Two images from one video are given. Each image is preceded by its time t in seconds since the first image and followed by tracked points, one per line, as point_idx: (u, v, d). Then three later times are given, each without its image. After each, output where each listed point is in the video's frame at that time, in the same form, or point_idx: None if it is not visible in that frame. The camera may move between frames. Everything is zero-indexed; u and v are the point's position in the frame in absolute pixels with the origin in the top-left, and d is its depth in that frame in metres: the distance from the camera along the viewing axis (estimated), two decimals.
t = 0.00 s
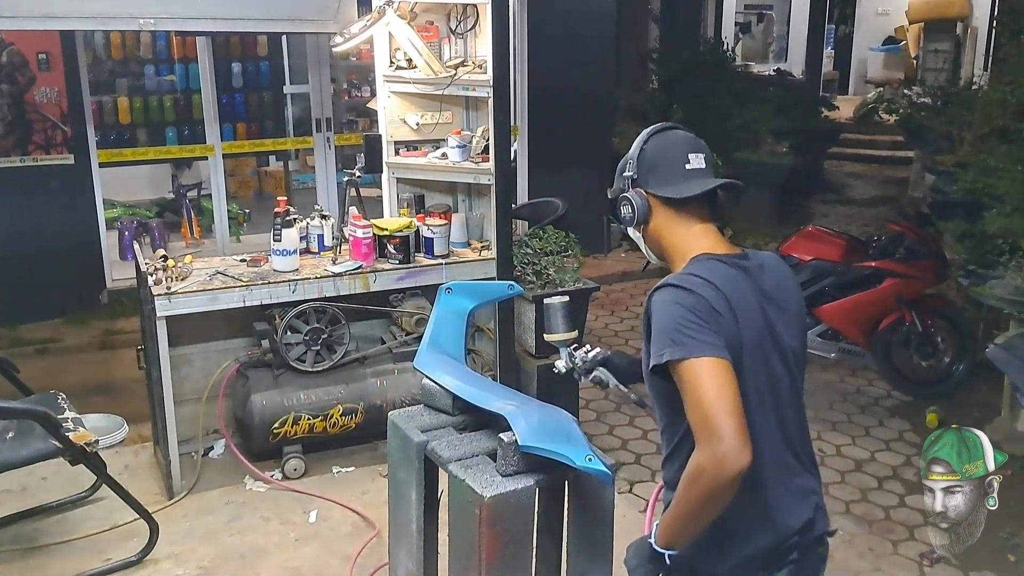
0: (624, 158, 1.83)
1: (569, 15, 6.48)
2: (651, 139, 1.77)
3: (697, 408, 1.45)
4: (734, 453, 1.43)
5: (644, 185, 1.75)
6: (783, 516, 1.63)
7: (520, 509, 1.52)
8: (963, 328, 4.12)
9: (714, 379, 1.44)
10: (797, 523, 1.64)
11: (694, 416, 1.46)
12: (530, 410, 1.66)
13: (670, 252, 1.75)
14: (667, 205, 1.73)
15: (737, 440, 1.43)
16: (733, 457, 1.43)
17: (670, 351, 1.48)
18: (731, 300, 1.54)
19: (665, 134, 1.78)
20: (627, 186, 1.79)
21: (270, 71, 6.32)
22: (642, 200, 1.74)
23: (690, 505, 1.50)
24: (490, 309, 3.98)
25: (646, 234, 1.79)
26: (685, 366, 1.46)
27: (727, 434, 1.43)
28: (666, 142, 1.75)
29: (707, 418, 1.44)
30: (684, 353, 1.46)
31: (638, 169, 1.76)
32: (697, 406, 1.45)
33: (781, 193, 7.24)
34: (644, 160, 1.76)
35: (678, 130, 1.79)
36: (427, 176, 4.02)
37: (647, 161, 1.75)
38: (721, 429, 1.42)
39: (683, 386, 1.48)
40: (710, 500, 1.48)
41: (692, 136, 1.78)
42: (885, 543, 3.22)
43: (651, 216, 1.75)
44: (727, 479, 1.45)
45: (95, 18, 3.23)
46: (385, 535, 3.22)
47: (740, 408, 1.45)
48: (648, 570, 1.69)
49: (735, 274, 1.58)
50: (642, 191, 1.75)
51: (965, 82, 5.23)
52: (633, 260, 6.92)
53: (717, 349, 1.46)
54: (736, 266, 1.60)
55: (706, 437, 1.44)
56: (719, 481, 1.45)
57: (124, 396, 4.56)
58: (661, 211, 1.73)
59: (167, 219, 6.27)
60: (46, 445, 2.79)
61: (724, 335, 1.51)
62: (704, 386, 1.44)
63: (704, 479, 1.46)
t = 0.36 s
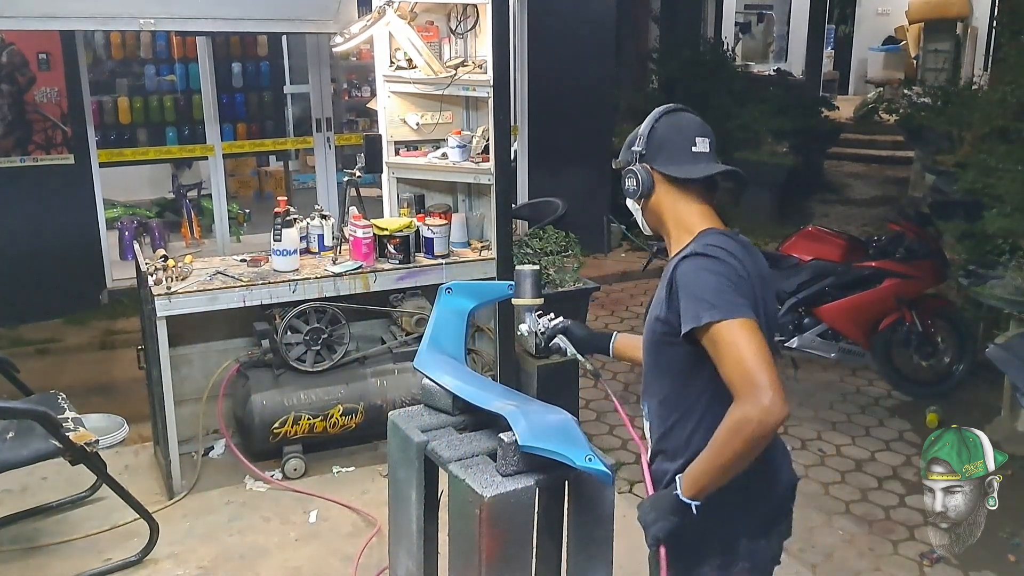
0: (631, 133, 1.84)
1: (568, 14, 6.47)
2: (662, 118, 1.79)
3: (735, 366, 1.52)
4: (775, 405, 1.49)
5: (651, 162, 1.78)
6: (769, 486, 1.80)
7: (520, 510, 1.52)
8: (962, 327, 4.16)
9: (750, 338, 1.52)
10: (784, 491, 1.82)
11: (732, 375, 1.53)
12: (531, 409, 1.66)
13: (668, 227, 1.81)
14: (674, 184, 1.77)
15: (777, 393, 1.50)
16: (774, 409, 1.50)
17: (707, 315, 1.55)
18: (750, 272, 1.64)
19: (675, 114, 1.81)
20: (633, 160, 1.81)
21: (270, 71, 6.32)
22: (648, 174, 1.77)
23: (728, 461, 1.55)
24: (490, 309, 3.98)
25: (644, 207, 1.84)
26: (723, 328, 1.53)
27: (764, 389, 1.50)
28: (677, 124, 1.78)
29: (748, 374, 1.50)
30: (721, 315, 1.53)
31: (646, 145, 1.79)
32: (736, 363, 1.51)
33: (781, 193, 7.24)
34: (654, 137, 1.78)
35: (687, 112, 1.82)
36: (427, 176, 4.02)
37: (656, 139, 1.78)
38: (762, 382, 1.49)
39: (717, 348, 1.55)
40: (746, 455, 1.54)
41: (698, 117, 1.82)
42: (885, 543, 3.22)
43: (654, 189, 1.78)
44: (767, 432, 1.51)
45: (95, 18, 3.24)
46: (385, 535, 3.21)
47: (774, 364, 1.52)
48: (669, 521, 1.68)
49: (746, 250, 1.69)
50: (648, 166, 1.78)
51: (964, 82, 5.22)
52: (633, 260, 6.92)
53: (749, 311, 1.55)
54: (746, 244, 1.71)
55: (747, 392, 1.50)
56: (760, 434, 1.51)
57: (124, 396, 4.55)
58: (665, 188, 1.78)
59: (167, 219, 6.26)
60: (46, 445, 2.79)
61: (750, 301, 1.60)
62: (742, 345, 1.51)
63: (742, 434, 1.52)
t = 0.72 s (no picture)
0: (618, 131, 1.85)
1: (568, 14, 6.47)
2: (648, 115, 1.81)
3: (733, 348, 1.54)
4: (775, 385, 1.51)
5: (639, 158, 1.79)
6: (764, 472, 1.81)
7: (520, 510, 1.52)
8: (963, 328, 4.17)
9: (748, 321, 1.54)
10: (778, 478, 1.84)
11: (731, 358, 1.54)
12: (530, 409, 1.65)
13: (657, 222, 1.82)
14: (660, 179, 1.78)
15: (776, 372, 1.51)
16: (773, 388, 1.51)
17: (705, 300, 1.57)
18: (745, 259, 1.66)
19: (659, 111, 1.83)
20: (621, 157, 1.82)
21: (270, 71, 6.32)
22: (635, 170, 1.78)
23: (728, 440, 1.56)
24: (490, 309, 3.98)
25: (633, 202, 1.85)
26: (721, 312, 1.55)
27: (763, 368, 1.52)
28: (661, 120, 1.80)
29: (747, 355, 1.52)
30: (719, 300, 1.56)
31: (633, 142, 1.79)
32: (736, 346, 1.53)
33: (781, 193, 7.24)
34: (641, 133, 1.79)
35: (671, 109, 1.84)
36: (427, 176, 4.02)
37: (643, 135, 1.79)
38: (761, 362, 1.50)
39: (715, 332, 1.57)
40: (749, 436, 1.55)
41: (682, 115, 1.84)
42: (886, 544, 3.22)
43: (643, 184, 1.79)
44: (768, 412, 1.53)
45: (95, 18, 3.24)
46: (385, 535, 3.21)
47: (773, 346, 1.54)
48: (676, 502, 1.66)
49: (740, 240, 1.72)
50: (636, 162, 1.79)
51: (965, 82, 5.22)
52: (633, 260, 6.92)
53: (745, 296, 1.57)
54: (739, 234, 1.74)
55: (747, 373, 1.52)
56: (761, 413, 1.52)
57: (124, 397, 4.55)
58: (653, 183, 1.79)
59: (167, 219, 6.25)
60: (45, 445, 2.79)
61: (747, 286, 1.62)
62: (741, 327, 1.53)
63: (742, 414, 1.53)
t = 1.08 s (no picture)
0: (608, 133, 1.85)
1: (568, 14, 6.46)
2: (638, 116, 1.81)
3: (718, 338, 1.54)
4: (760, 375, 1.51)
5: (629, 159, 1.79)
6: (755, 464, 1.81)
7: (520, 510, 1.52)
8: (963, 328, 4.16)
9: (733, 313, 1.54)
10: (774, 472, 1.84)
11: (716, 349, 1.55)
12: (529, 409, 1.65)
13: (647, 221, 1.83)
14: (650, 179, 1.78)
15: (761, 363, 1.52)
16: (757, 378, 1.51)
17: (690, 293, 1.58)
18: (732, 252, 1.67)
19: (650, 113, 1.83)
20: (611, 159, 1.82)
21: (270, 71, 6.33)
22: (624, 171, 1.79)
23: (714, 428, 1.57)
24: (490, 309, 3.98)
25: (623, 203, 1.85)
26: (706, 304, 1.56)
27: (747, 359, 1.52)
28: (652, 121, 1.80)
29: (731, 345, 1.52)
30: (703, 292, 1.56)
31: (623, 144, 1.80)
32: (720, 338, 1.54)
33: (781, 193, 7.24)
34: (630, 135, 1.79)
35: (661, 110, 1.84)
36: (427, 176, 4.02)
37: (632, 137, 1.79)
38: (744, 352, 1.51)
39: (701, 323, 1.58)
40: (732, 425, 1.56)
41: (672, 117, 1.84)
42: (886, 544, 3.22)
43: (632, 184, 1.80)
44: (752, 402, 1.53)
45: (95, 18, 3.24)
46: (386, 535, 3.21)
47: (759, 336, 1.55)
48: (656, 480, 1.69)
49: (729, 234, 1.72)
50: (625, 163, 1.79)
51: (965, 82, 5.22)
52: (633, 260, 6.92)
53: (731, 287, 1.57)
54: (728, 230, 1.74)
55: (731, 364, 1.52)
56: (746, 402, 1.53)
57: (124, 397, 4.55)
58: (642, 183, 1.79)
59: (167, 219, 6.25)
60: (46, 445, 2.79)
61: (734, 278, 1.62)
62: (724, 318, 1.54)
63: (728, 403, 1.54)
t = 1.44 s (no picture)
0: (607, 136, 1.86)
1: (568, 14, 6.46)
2: (635, 119, 1.82)
3: (723, 327, 1.55)
4: (765, 362, 1.52)
5: (626, 159, 1.80)
6: (755, 461, 1.81)
7: (520, 510, 1.52)
8: (963, 328, 4.16)
9: (737, 301, 1.55)
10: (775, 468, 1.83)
11: (720, 338, 1.56)
12: (530, 409, 1.65)
13: (645, 220, 1.83)
14: (648, 178, 1.78)
15: (766, 351, 1.53)
16: (762, 365, 1.52)
17: (693, 282, 1.58)
18: (733, 244, 1.68)
19: (647, 115, 1.84)
20: (609, 160, 1.83)
21: (270, 71, 6.33)
22: (623, 172, 1.79)
23: (716, 414, 1.58)
24: (490, 309, 3.99)
25: (622, 204, 1.85)
26: (710, 294, 1.57)
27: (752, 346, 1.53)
28: (648, 122, 1.81)
29: (736, 333, 1.53)
30: (707, 281, 1.57)
31: (621, 145, 1.80)
32: (724, 326, 1.54)
33: (780, 194, 7.24)
34: (628, 136, 1.80)
35: (659, 113, 1.85)
36: (427, 176, 4.02)
37: (630, 138, 1.80)
38: (750, 339, 1.52)
39: (705, 312, 1.58)
40: (735, 412, 1.57)
41: (669, 119, 1.85)
42: (886, 544, 3.22)
43: (631, 184, 1.80)
44: (756, 389, 1.54)
45: (95, 18, 3.24)
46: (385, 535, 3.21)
47: (762, 324, 1.55)
48: (656, 459, 1.67)
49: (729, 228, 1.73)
50: (624, 163, 1.80)
51: (965, 82, 5.22)
52: (633, 260, 6.92)
53: (734, 277, 1.58)
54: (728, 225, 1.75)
55: (736, 351, 1.53)
56: (750, 389, 1.53)
57: (124, 397, 4.55)
58: (641, 182, 1.79)
59: (167, 219, 6.26)
60: (45, 445, 2.79)
61: (736, 269, 1.63)
62: (729, 306, 1.55)
63: (732, 390, 1.54)
